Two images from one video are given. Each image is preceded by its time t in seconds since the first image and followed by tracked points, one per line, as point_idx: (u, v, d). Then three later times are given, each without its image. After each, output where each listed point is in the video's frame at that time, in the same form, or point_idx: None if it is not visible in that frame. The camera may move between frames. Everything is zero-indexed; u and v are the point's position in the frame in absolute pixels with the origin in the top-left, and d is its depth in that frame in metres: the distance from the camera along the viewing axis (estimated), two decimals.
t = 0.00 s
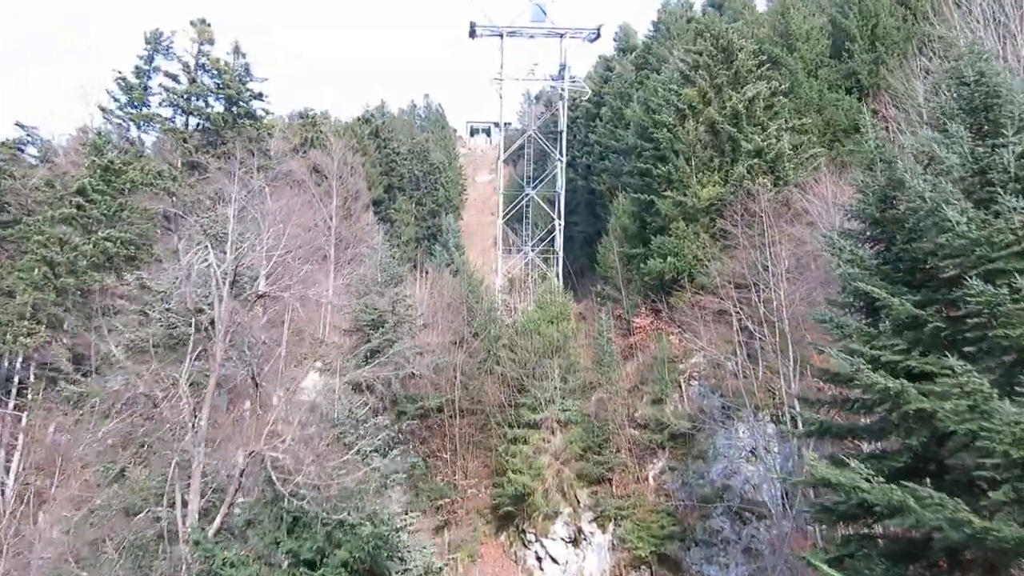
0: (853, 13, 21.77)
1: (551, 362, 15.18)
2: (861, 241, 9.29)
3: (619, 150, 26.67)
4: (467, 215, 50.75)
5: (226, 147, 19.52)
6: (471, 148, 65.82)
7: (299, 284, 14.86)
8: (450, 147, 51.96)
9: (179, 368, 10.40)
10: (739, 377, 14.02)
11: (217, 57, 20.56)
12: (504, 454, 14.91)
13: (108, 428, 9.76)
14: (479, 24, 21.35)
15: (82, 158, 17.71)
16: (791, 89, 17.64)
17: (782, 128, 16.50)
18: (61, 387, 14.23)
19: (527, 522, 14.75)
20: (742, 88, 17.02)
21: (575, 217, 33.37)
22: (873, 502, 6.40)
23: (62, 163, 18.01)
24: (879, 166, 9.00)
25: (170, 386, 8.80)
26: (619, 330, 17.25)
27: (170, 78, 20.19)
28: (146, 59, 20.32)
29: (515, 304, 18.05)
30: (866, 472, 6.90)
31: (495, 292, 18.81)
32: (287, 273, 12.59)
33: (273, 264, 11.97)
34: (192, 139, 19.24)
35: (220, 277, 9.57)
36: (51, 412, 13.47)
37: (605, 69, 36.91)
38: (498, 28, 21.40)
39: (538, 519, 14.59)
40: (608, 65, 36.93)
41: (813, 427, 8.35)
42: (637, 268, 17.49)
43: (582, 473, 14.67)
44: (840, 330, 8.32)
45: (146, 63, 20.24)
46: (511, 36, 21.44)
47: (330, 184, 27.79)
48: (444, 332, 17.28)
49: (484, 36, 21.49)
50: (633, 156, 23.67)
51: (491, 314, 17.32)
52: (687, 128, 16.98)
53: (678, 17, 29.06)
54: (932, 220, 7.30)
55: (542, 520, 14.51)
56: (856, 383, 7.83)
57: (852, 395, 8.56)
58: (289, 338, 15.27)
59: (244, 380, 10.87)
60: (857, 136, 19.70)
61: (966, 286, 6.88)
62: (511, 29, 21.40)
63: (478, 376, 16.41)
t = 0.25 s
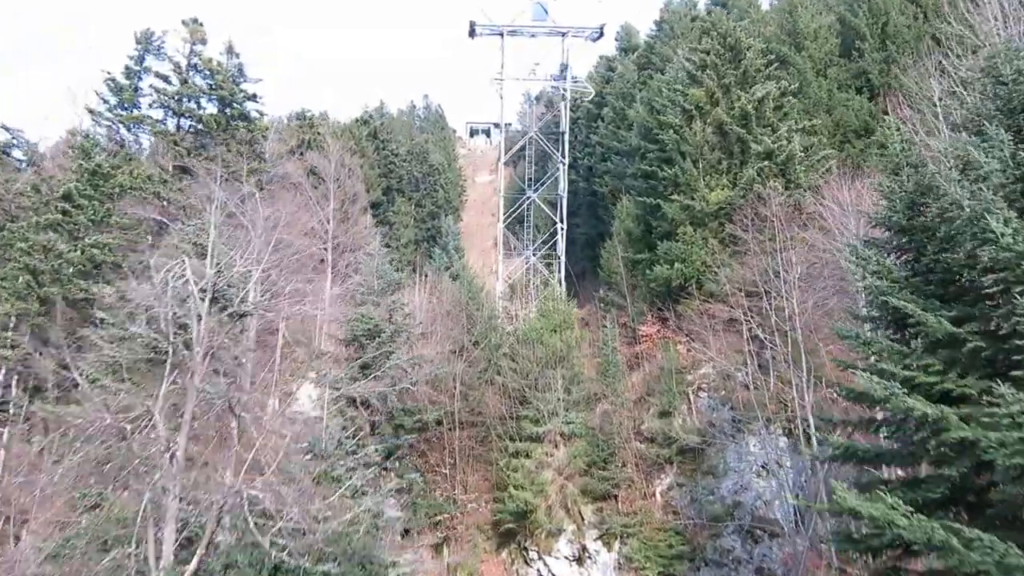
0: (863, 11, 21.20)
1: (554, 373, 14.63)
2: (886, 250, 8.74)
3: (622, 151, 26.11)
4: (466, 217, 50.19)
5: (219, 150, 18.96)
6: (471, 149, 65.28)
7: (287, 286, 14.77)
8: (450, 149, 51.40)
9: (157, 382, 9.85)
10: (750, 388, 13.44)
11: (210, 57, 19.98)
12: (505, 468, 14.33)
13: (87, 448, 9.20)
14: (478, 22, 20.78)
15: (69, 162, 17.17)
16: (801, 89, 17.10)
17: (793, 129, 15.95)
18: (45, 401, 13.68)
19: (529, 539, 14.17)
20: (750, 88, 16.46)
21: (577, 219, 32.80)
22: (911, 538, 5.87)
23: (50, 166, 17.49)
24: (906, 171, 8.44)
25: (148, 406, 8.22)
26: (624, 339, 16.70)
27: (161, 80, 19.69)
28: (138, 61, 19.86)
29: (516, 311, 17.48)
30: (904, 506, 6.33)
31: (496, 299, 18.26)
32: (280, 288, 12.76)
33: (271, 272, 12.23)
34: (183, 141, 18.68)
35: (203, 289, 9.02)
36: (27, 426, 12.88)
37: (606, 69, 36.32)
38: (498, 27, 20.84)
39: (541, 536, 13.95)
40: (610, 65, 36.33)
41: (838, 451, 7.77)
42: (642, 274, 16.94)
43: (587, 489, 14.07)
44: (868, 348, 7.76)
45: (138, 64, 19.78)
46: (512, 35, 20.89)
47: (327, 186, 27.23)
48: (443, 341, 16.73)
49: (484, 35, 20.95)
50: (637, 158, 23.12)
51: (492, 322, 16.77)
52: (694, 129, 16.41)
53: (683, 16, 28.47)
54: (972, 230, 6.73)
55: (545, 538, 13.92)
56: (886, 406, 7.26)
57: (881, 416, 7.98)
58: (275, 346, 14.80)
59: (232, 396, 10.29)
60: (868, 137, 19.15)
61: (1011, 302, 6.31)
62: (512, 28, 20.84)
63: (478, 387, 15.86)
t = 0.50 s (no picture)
0: (872, 9, 20.67)
1: (557, 385, 14.10)
2: (914, 261, 8.20)
3: (625, 152, 25.57)
4: (465, 219, 49.64)
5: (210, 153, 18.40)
6: (469, 151, 64.73)
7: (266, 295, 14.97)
8: (449, 150, 50.87)
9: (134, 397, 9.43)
10: (762, 401, 12.91)
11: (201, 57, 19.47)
12: (507, 484, 13.78)
13: (63, 474, 8.66)
14: (477, 21, 20.22)
15: (54, 167, 16.62)
16: (811, 89, 16.57)
17: (804, 131, 15.42)
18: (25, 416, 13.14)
19: (532, 558, 13.61)
20: (759, 89, 15.92)
21: (578, 222, 32.25)
22: None
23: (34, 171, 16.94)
24: (936, 176, 7.90)
25: (125, 431, 7.65)
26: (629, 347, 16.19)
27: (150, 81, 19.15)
28: (127, 61, 19.32)
29: (518, 320, 16.95)
30: (947, 545, 5.80)
31: (497, 306, 17.72)
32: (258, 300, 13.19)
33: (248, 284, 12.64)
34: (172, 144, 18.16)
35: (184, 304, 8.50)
36: (7, 443, 12.34)
37: (607, 69, 35.77)
38: (497, 26, 20.29)
39: (545, 555, 13.37)
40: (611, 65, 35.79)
41: (867, 477, 7.23)
42: (647, 281, 16.43)
43: (593, 505, 13.51)
44: (899, 367, 7.22)
45: (126, 65, 19.24)
46: (511, 34, 20.34)
47: (323, 189, 26.66)
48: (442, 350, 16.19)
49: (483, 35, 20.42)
50: (640, 160, 22.58)
51: (492, 330, 16.23)
52: (700, 131, 15.87)
53: (686, 15, 27.92)
54: (1018, 243, 6.18)
55: (549, 557, 13.35)
56: (922, 432, 6.72)
57: (914, 440, 7.44)
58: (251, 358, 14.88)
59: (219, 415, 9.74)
60: (879, 138, 18.64)
61: None
62: (511, 27, 20.29)
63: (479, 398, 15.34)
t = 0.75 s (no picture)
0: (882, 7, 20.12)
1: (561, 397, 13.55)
2: (947, 274, 7.63)
3: (628, 155, 25.06)
4: (465, 221, 49.09)
5: (201, 156, 17.86)
6: (468, 152, 64.19)
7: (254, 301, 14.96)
8: (449, 151, 50.35)
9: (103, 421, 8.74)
10: (777, 415, 12.33)
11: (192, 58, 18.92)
12: (509, 501, 13.22)
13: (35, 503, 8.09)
14: (476, 19, 19.67)
15: (38, 171, 16.06)
16: (822, 89, 16.00)
17: (816, 132, 14.88)
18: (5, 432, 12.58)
19: None
20: (769, 89, 15.37)
21: (579, 224, 31.70)
22: None
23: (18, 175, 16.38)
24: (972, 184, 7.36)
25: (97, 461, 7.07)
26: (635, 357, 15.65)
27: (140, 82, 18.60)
28: (116, 62, 18.77)
29: (519, 328, 16.40)
30: None
31: (497, 315, 17.17)
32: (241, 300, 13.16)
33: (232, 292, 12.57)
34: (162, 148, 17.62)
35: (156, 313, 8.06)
36: None
37: (608, 69, 35.23)
38: (497, 25, 19.74)
39: None
40: (612, 65, 35.24)
41: (902, 510, 6.66)
42: (653, 288, 15.89)
43: (599, 524, 12.76)
44: (938, 390, 6.62)
45: (116, 65, 18.70)
46: (511, 33, 19.78)
47: (319, 192, 26.13)
48: (441, 360, 15.65)
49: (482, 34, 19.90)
50: (644, 162, 22.03)
51: (494, 340, 15.69)
52: (708, 132, 15.30)
53: (689, 14, 27.37)
54: None
55: None
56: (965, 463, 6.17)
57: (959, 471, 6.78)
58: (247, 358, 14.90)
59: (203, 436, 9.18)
60: (891, 139, 18.11)
61: None
62: (511, 26, 19.74)
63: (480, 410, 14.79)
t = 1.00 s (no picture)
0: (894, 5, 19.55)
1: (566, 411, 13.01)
2: (985, 289, 7.08)
3: (631, 156, 24.51)
4: (465, 222, 48.55)
5: (192, 159, 17.29)
6: (468, 152, 63.62)
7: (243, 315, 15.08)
8: (448, 151, 49.79)
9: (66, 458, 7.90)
10: (792, 430, 11.80)
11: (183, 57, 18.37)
12: (511, 520, 12.70)
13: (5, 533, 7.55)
14: (476, 18, 19.10)
15: (23, 174, 15.51)
16: (835, 89, 15.43)
17: (830, 134, 14.31)
18: None
19: None
20: (780, 89, 14.81)
21: (581, 226, 31.15)
22: None
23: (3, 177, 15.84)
24: (1015, 193, 6.80)
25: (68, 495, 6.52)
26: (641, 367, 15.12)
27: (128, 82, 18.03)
28: (105, 61, 18.22)
29: (521, 337, 15.85)
30: None
31: (499, 322, 16.62)
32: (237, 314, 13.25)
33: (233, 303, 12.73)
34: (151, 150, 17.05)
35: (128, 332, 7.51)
36: None
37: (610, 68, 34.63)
38: (497, 23, 19.17)
39: None
40: (614, 64, 34.65)
41: (940, 549, 6.13)
42: (660, 295, 15.35)
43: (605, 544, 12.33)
44: (982, 419, 6.07)
45: (105, 65, 18.14)
46: (512, 32, 19.22)
47: (316, 195, 25.57)
48: (441, 370, 15.11)
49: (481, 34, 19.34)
50: (649, 164, 21.47)
51: (495, 350, 15.15)
52: (717, 134, 14.73)
53: (694, 12, 26.79)
54: None
55: None
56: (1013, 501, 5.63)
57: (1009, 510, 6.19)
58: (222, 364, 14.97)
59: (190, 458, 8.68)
60: (904, 141, 17.56)
61: None
62: (512, 24, 19.17)
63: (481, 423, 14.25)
